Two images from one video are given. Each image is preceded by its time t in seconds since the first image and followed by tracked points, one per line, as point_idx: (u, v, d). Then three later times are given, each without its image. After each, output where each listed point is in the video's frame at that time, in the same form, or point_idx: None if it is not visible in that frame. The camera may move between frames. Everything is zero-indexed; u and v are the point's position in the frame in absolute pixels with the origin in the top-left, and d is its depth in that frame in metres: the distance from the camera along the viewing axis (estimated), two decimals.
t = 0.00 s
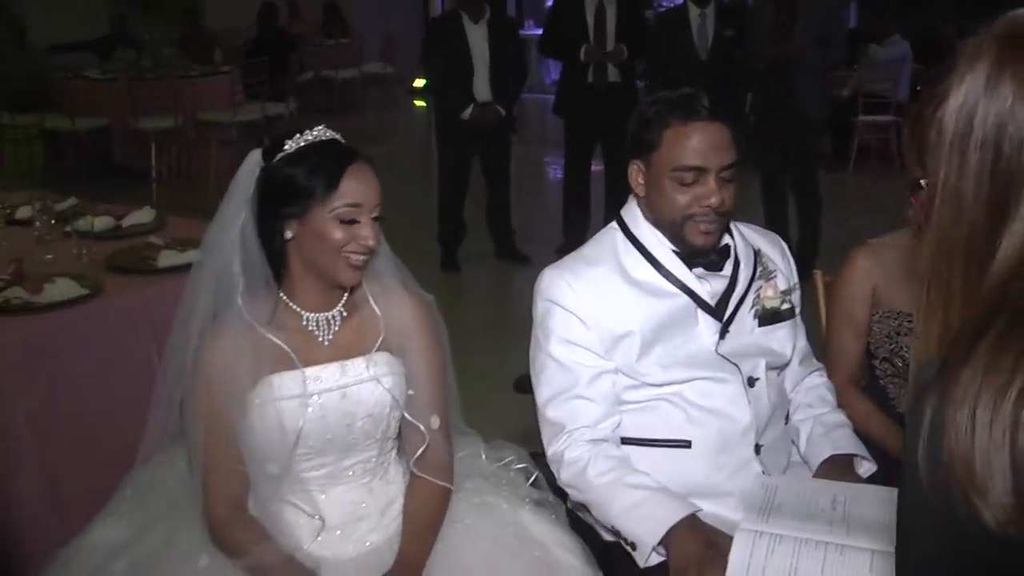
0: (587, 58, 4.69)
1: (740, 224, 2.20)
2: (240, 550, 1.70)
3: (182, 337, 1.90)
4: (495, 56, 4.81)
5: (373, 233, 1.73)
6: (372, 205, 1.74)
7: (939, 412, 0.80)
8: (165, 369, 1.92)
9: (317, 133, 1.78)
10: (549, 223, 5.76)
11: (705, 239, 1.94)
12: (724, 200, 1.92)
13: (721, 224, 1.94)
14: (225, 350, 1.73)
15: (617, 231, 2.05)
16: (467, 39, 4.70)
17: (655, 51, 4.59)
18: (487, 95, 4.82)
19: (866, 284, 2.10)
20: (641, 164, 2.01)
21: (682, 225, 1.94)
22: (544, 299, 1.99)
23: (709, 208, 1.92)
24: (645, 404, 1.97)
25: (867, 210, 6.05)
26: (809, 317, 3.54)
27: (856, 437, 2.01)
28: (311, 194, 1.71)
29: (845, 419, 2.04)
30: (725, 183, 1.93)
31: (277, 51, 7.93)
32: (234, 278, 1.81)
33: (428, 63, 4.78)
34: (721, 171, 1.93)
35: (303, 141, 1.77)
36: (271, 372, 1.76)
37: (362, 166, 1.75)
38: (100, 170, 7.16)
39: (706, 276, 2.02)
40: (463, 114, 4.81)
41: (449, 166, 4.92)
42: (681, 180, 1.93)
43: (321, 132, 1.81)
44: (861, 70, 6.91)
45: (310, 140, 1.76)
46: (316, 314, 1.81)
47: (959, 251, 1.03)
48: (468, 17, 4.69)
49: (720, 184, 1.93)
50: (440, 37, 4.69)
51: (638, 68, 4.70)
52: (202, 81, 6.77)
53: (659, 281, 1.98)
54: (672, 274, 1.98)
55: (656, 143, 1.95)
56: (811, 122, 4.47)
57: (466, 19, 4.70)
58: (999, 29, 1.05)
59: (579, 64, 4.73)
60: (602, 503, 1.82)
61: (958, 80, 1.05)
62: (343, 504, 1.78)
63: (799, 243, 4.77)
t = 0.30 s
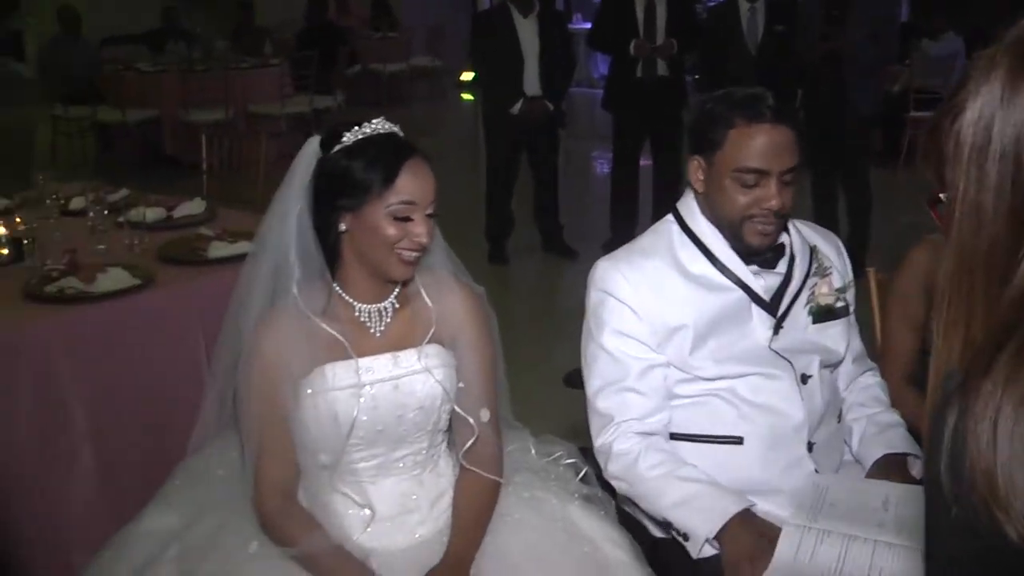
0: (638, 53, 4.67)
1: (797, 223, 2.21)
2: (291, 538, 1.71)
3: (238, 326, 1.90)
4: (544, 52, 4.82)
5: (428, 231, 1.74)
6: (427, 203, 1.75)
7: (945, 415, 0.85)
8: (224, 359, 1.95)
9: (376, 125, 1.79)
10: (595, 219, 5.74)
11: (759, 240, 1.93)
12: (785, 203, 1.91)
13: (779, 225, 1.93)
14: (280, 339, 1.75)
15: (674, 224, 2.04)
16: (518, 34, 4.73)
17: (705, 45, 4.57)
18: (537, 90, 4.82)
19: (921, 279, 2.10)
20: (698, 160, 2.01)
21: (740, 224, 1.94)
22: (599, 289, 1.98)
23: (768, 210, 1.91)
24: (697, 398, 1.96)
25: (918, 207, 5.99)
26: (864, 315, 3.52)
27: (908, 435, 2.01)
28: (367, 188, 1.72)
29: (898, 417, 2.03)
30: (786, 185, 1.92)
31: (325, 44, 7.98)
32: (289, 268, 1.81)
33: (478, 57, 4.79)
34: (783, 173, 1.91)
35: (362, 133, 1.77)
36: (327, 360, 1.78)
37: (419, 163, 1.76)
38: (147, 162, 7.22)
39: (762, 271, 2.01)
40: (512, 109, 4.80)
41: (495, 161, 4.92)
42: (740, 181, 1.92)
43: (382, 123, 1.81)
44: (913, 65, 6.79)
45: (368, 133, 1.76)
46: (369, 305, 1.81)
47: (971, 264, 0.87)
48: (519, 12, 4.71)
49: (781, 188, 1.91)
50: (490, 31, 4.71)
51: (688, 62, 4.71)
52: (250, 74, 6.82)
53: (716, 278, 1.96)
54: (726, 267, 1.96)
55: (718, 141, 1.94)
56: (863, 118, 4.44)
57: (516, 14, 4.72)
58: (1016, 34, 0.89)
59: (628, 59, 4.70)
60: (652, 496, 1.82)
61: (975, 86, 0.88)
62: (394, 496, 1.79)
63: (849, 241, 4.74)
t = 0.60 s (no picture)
0: (682, 49, 4.58)
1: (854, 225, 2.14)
2: (326, 540, 1.66)
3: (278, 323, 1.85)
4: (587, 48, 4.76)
5: (476, 239, 1.67)
6: (478, 210, 1.68)
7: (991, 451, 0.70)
8: (261, 357, 1.91)
9: (434, 123, 1.72)
10: (634, 219, 5.66)
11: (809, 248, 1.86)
12: (837, 212, 1.82)
13: (832, 233, 1.85)
14: (321, 336, 1.69)
15: (724, 223, 1.97)
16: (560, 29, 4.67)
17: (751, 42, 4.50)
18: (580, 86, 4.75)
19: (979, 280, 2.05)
20: (754, 159, 1.92)
21: (790, 230, 1.86)
22: (646, 290, 1.92)
23: (820, 218, 1.83)
24: (746, 405, 1.90)
25: (968, 210, 5.86)
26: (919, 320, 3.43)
27: (963, 445, 1.95)
28: (418, 190, 1.66)
29: (952, 428, 1.98)
30: (840, 193, 1.83)
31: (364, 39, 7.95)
32: (335, 262, 1.77)
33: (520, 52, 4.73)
34: (837, 181, 1.82)
35: (418, 130, 1.70)
36: (371, 359, 1.72)
37: (474, 168, 1.69)
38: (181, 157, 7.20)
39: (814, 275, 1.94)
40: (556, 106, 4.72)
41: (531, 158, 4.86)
42: (793, 187, 1.83)
43: (439, 121, 1.74)
44: (970, 61, 6.59)
45: (423, 132, 1.69)
46: (412, 304, 1.77)
47: None
48: (561, 7, 4.65)
49: (834, 195, 1.82)
50: (530, 26, 4.63)
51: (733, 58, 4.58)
52: (287, 68, 6.77)
53: (768, 282, 1.89)
54: (776, 269, 1.90)
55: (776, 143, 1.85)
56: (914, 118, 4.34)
57: (560, 8, 4.66)
58: None
59: (672, 55, 4.62)
60: (697, 504, 1.77)
61: None
62: (434, 499, 1.73)
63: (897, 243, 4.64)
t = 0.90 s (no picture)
0: (715, 43, 4.50)
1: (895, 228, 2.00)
2: (347, 557, 1.58)
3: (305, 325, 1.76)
4: (617, 43, 4.70)
5: (519, 254, 1.57)
6: (524, 223, 1.58)
7: None
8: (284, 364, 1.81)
9: (484, 127, 1.61)
10: (664, 219, 5.54)
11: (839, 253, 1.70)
12: (869, 214, 1.66)
13: (864, 238, 1.68)
14: (352, 345, 1.62)
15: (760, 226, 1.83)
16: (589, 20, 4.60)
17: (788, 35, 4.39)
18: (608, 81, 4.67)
19: None
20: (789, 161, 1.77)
21: (819, 232, 1.71)
22: (678, 295, 1.79)
23: (850, 221, 1.67)
24: (782, 415, 1.77)
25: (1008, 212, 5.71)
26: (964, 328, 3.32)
27: (1012, 460, 1.84)
28: (461, 199, 1.56)
29: (1000, 441, 1.86)
30: (875, 195, 1.66)
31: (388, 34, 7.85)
32: (371, 266, 1.68)
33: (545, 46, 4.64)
34: (871, 181, 1.66)
35: (467, 134, 1.60)
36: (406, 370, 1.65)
37: (523, 180, 1.59)
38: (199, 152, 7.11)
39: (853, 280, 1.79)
40: (584, 101, 4.62)
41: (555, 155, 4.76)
42: (823, 185, 1.68)
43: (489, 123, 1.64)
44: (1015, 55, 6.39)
45: (473, 137, 1.59)
46: (447, 314, 1.68)
47: None
48: None
49: (867, 197, 1.66)
50: (555, 19, 4.55)
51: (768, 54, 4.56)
52: (308, 61, 6.68)
53: (805, 285, 1.75)
54: (815, 275, 1.75)
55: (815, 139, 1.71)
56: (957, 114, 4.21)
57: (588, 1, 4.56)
58: None
59: (706, 50, 4.55)
60: (731, 517, 1.65)
61: None
62: (462, 517, 1.65)
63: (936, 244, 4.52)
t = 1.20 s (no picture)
0: (719, 5, 4.39)
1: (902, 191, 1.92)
2: (339, 532, 1.51)
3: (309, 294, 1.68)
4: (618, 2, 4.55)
5: (536, 232, 1.49)
6: (542, 200, 1.49)
7: None
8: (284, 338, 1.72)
9: (507, 97, 1.51)
10: (664, 186, 5.46)
11: (833, 217, 1.58)
12: (860, 175, 1.53)
13: (859, 201, 1.57)
14: (357, 321, 1.54)
15: (762, 193, 1.76)
16: None
17: None
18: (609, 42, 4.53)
19: None
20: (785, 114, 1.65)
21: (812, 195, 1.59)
22: (678, 264, 1.71)
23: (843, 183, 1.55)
24: (784, 387, 1.71)
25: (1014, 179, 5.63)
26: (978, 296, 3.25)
27: None
28: (479, 171, 1.46)
29: (1011, 412, 1.80)
30: (869, 155, 1.54)
31: None
32: (381, 236, 1.59)
33: (543, 9, 4.54)
34: (864, 140, 1.53)
35: (487, 105, 1.50)
36: (414, 351, 1.57)
37: (546, 158, 1.49)
38: (191, 117, 7.01)
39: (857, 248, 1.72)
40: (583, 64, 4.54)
41: (552, 120, 4.68)
42: (813, 144, 1.56)
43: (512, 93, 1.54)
44: None
45: (493, 109, 1.49)
46: (458, 289, 1.61)
47: None
48: None
49: (859, 156, 1.53)
50: None
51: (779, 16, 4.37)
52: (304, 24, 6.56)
53: (809, 254, 1.69)
54: (821, 245, 1.68)
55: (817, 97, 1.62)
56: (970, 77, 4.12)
57: None
58: None
59: (709, 10, 4.43)
60: (738, 489, 1.59)
61: None
62: (463, 498, 1.60)
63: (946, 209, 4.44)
